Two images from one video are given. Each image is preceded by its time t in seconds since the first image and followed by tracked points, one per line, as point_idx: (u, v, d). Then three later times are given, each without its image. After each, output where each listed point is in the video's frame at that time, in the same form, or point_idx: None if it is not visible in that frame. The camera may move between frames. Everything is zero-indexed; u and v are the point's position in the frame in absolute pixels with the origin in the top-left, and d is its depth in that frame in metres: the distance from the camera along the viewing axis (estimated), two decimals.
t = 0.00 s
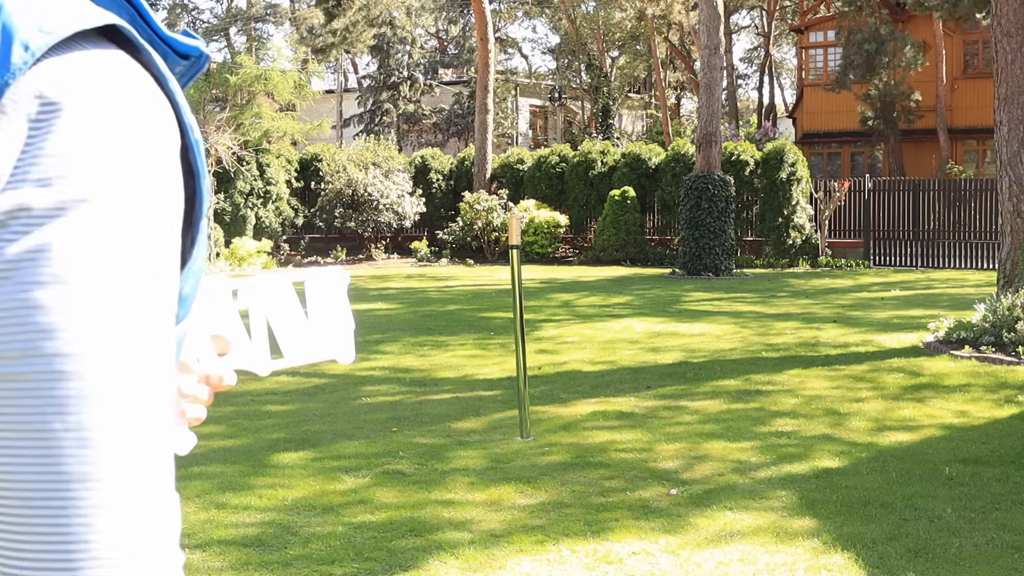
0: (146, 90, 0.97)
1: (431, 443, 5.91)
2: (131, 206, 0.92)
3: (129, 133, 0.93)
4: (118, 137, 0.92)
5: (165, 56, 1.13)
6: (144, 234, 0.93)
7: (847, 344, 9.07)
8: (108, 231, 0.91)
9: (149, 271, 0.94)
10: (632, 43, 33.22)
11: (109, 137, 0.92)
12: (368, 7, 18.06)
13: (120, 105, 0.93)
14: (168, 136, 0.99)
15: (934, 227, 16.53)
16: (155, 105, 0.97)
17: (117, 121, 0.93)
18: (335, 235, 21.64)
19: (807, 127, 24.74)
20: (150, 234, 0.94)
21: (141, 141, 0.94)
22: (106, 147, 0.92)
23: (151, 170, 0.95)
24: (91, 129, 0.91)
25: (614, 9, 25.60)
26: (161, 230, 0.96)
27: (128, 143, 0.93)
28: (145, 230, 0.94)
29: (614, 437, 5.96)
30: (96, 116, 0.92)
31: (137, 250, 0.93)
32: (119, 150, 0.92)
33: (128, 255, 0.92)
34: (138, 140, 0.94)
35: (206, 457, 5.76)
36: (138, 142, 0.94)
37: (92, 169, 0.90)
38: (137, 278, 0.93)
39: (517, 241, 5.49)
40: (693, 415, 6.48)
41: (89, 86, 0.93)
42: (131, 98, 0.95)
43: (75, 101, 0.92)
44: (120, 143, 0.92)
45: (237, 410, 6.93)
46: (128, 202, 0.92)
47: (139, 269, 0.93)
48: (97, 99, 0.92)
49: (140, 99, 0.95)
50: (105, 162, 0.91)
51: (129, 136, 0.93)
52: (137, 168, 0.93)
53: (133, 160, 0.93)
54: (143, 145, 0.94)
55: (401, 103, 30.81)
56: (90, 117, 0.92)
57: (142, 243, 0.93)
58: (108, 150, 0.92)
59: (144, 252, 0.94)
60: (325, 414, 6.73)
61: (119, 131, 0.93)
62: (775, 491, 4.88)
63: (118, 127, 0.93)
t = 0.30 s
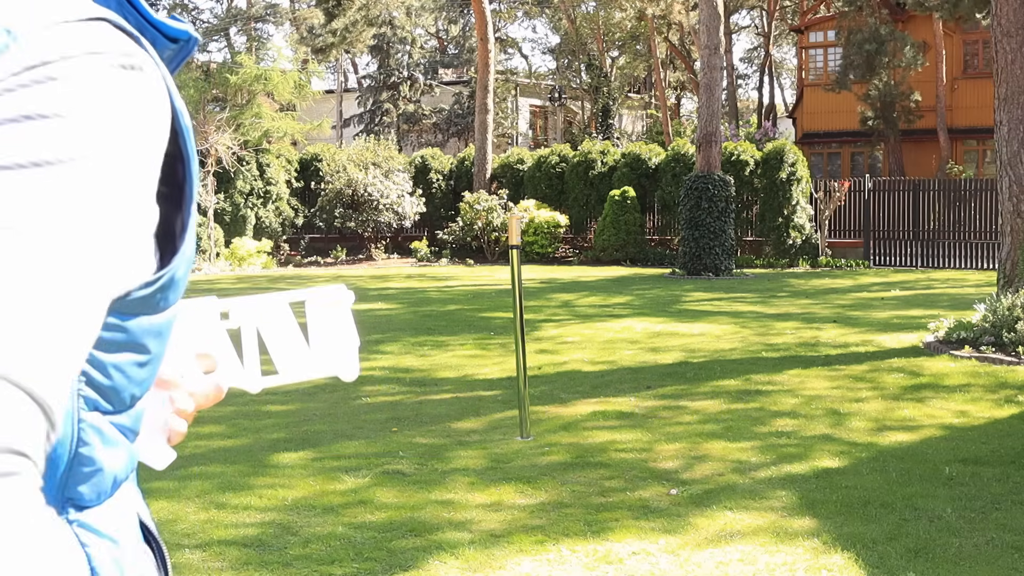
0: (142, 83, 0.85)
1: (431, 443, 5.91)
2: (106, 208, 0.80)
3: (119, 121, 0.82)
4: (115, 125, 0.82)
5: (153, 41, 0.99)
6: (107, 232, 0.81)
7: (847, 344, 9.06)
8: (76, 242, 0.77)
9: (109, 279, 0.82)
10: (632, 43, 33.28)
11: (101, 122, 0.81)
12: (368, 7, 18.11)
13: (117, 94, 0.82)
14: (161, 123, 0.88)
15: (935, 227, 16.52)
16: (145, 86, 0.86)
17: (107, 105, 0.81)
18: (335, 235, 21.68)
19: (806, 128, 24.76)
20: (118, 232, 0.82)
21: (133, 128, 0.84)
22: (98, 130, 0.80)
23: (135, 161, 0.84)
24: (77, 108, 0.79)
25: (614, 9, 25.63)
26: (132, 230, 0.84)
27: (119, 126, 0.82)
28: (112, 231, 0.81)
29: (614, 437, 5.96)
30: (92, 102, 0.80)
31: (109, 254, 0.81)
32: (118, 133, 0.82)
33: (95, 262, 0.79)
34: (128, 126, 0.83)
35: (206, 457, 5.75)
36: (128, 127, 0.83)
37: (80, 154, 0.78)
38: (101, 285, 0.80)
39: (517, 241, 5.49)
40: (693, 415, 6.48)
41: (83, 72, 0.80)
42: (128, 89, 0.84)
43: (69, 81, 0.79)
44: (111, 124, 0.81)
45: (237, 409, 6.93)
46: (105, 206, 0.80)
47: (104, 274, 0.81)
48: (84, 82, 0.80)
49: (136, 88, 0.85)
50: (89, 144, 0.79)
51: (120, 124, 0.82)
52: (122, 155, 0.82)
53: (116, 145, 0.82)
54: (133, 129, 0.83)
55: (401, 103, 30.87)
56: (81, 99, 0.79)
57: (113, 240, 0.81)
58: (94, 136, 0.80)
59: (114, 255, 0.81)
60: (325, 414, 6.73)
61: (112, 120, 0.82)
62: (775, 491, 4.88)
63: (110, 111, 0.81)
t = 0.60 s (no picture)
0: (91, 62, 0.64)
1: (431, 443, 5.91)
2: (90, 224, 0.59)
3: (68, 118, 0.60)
4: (61, 132, 0.60)
5: (103, 32, 0.73)
6: (120, 268, 0.60)
7: (847, 344, 9.07)
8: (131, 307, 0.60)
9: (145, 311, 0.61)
10: (632, 43, 33.32)
11: (48, 125, 0.59)
12: (368, 7, 18.16)
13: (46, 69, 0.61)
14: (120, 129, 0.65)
15: (935, 227, 16.52)
16: (100, 81, 0.64)
17: (43, 106, 0.60)
18: (335, 235, 21.68)
19: (806, 128, 24.78)
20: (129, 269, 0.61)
21: (87, 129, 0.61)
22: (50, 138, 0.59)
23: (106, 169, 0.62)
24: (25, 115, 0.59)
25: (613, 10, 25.68)
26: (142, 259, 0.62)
27: (69, 131, 0.60)
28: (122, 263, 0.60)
29: (614, 437, 5.96)
30: (32, 102, 0.60)
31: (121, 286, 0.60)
32: (67, 139, 0.60)
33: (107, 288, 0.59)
34: (83, 129, 0.61)
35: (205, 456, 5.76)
36: (84, 135, 0.61)
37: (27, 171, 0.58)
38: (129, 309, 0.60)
39: (517, 241, 5.49)
40: (693, 415, 6.48)
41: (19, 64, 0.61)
42: (74, 74, 0.62)
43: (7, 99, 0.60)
44: (64, 129, 0.60)
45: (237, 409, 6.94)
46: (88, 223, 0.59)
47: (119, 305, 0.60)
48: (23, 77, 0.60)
49: (67, 74, 0.62)
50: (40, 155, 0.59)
51: (70, 127, 0.60)
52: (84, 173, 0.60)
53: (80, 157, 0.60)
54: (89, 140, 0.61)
55: (401, 103, 30.89)
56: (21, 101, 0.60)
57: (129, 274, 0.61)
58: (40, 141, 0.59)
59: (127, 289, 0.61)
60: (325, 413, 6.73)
61: (60, 116, 0.60)
62: (775, 491, 4.88)
63: (49, 104, 0.60)
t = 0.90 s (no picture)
0: (96, 70, 0.66)
1: (431, 443, 5.91)
2: (136, 221, 0.63)
3: (97, 123, 0.63)
4: (94, 137, 0.63)
5: (92, 28, 0.73)
6: (157, 258, 0.64)
7: (847, 344, 9.07)
8: (176, 282, 0.64)
9: (179, 289, 0.64)
10: (632, 42, 33.27)
11: (82, 127, 0.62)
12: (368, 7, 18.12)
13: (51, 62, 0.63)
14: (137, 131, 0.68)
15: (935, 227, 16.52)
16: (112, 84, 0.67)
17: (71, 104, 0.62)
18: (335, 235, 21.65)
19: (806, 128, 24.78)
20: (162, 257, 0.64)
21: (107, 134, 0.64)
22: (82, 143, 0.62)
23: (127, 167, 0.65)
24: (53, 112, 0.62)
25: (614, 9, 25.66)
26: (182, 254, 0.66)
27: (99, 136, 0.63)
28: (158, 252, 0.64)
29: (614, 437, 5.96)
30: (57, 98, 0.62)
31: (154, 273, 0.63)
32: (98, 140, 0.63)
33: (145, 272, 0.63)
34: (105, 132, 0.64)
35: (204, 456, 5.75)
36: (107, 141, 0.64)
37: (62, 168, 0.61)
38: (166, 291, 0.63)
39: (517, 241, 5.48)
40: (693, 415, 6.48)
41: (42, 68, 0.62)
42: (88, 78, 0.64)
43: (28, 94, 0.61)
44: (92, 132, 0.63)
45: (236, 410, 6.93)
46: (136, 218, 0.63)
47: (158, 289, 0.63)
48: (46, 73, 0.62)
49: (83, 81, 0.64)
50: (68, 154, 0.61)
51: (99, 133, 0.63)
52: (113, 177, 0.63)
53: (104, 158, 0.63)
54: (106, 137, 0.64)
55: (401, 103, 30.85)
56: (49, 98, 0.62)
57: (161, 263, 0.64)
58: (66, 141, 0.61)
59: (165, 278, 0.64)
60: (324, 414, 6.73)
61: (89, 120, 0.63)
62: (775, 491, 4.89)
63: (76, 105, 0.63)
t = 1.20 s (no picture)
0: (93, 65, 0.65)
1: (431, 443, 5.91)
2: (135, 214, 0.63)
3: (95, 120, 0.63)
4: (92, 131, 0.62)
5: (88, 24, 0.73)
6: (158, 251, 0.63)
7: (847, 344, 9.07)
8: (175, 278, 0.64)
9: (179, 284, 0.64)
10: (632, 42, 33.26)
11: (78, 123, 0.62)
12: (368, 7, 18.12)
13: (46, 57, 0.62)
14: (137, 124, 0.68)
15: (935, 227, 16.52)
16: (107, 75, 0.66)
17: (68, 101, 0.62)
18: (335, 235, 21.67)
19: (806, 127, 24.76)
20: (163, 251, 0.64)
21: (105, 128, 0.64)
22: (79, 140, 0.61)
23: (129, 162, 0.64)
24: (50, 108, 0.61)
25: (613, 9, 25.68)
26: (180, 246, 0.65)
27: (96, 131, 0.63)
28: (154, 238, 0.63)
29: (614, 437, 5.96)
30: (55, 94, 0.61)
31: (156, 265, 0.63)
32: (96, 138, 0.62)
33: (145, 264, 0.62)
34: (104, 129, 0.63)
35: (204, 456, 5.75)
36: (104, 136, 0.63)
37: (60, 160, 0.60)
38: (165, 285, 0.63)
39: (518, 241, 5.48)
40: (693, 415, 6.48)
41: (41, 66, 0.62)
42: (85, 76, 0.64)
43: (24, 87, 0.61)
44: (89, 129, 0.62)
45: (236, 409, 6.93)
46: (136, 210, 0.63)
47: (157, 283, 0.63)
48: (43, 67, 0.62)
49: (81, 79, 0.63)
50: (65, 149, 0.61)
51: (98, 130, 0.63)
52: (112, 172, 0.62)
53: (103, 154, 0.62)
54: (104, 135, 0.63)
55: (401, 103, 30.88)
56: (46, 96, 0.61)
57: (161, 252, 0.63)
58: (63, 135, 0.61)
59: (163, 271, 0.63)
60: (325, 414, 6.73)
61: (87, 113, 0.63)
62: (775, 491, 4.88)
63: (73, 97, 0.62)
